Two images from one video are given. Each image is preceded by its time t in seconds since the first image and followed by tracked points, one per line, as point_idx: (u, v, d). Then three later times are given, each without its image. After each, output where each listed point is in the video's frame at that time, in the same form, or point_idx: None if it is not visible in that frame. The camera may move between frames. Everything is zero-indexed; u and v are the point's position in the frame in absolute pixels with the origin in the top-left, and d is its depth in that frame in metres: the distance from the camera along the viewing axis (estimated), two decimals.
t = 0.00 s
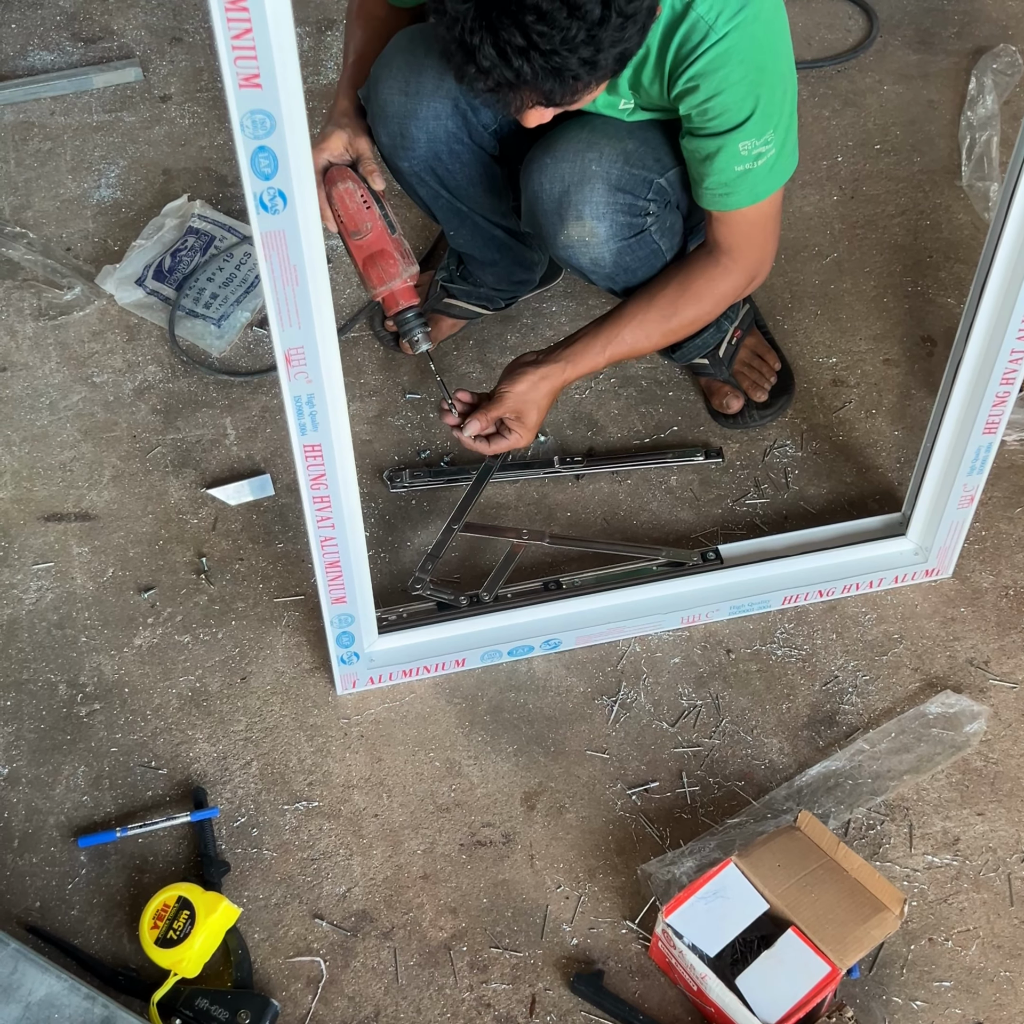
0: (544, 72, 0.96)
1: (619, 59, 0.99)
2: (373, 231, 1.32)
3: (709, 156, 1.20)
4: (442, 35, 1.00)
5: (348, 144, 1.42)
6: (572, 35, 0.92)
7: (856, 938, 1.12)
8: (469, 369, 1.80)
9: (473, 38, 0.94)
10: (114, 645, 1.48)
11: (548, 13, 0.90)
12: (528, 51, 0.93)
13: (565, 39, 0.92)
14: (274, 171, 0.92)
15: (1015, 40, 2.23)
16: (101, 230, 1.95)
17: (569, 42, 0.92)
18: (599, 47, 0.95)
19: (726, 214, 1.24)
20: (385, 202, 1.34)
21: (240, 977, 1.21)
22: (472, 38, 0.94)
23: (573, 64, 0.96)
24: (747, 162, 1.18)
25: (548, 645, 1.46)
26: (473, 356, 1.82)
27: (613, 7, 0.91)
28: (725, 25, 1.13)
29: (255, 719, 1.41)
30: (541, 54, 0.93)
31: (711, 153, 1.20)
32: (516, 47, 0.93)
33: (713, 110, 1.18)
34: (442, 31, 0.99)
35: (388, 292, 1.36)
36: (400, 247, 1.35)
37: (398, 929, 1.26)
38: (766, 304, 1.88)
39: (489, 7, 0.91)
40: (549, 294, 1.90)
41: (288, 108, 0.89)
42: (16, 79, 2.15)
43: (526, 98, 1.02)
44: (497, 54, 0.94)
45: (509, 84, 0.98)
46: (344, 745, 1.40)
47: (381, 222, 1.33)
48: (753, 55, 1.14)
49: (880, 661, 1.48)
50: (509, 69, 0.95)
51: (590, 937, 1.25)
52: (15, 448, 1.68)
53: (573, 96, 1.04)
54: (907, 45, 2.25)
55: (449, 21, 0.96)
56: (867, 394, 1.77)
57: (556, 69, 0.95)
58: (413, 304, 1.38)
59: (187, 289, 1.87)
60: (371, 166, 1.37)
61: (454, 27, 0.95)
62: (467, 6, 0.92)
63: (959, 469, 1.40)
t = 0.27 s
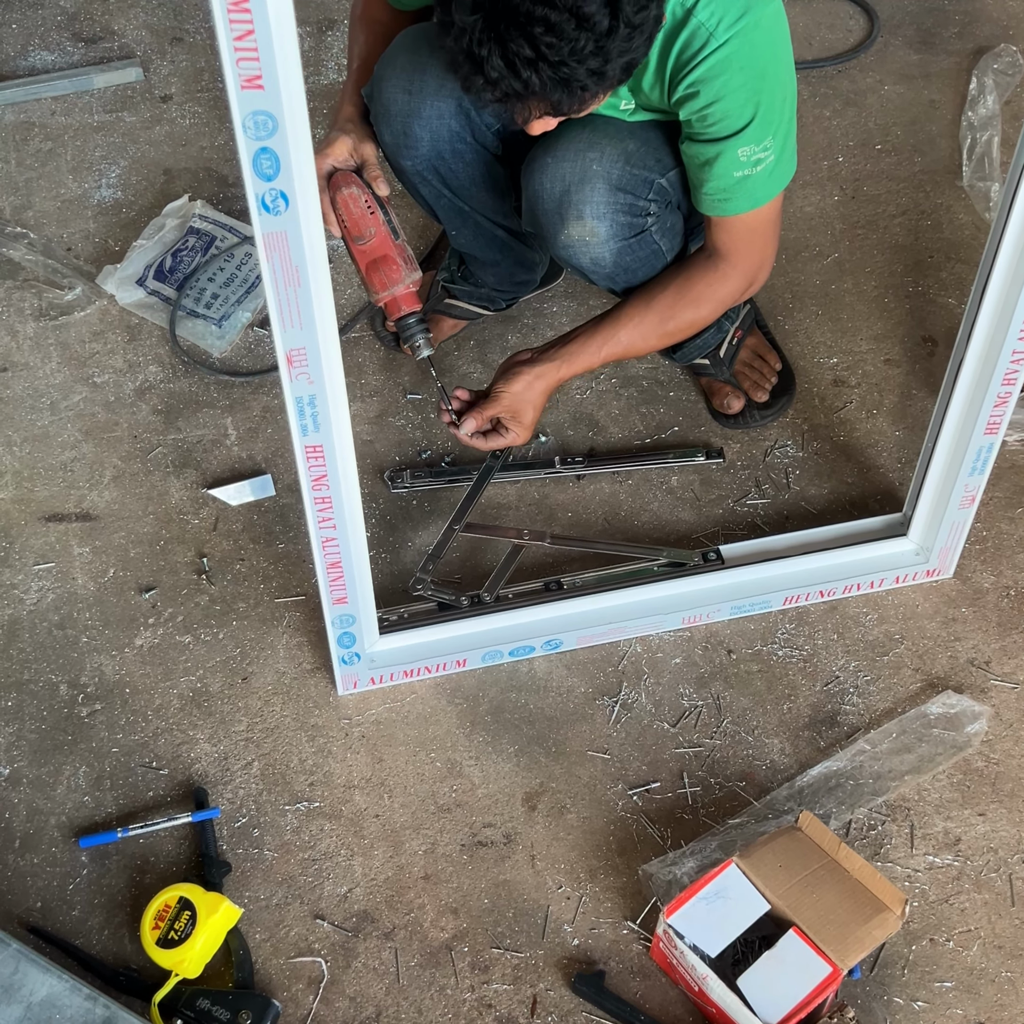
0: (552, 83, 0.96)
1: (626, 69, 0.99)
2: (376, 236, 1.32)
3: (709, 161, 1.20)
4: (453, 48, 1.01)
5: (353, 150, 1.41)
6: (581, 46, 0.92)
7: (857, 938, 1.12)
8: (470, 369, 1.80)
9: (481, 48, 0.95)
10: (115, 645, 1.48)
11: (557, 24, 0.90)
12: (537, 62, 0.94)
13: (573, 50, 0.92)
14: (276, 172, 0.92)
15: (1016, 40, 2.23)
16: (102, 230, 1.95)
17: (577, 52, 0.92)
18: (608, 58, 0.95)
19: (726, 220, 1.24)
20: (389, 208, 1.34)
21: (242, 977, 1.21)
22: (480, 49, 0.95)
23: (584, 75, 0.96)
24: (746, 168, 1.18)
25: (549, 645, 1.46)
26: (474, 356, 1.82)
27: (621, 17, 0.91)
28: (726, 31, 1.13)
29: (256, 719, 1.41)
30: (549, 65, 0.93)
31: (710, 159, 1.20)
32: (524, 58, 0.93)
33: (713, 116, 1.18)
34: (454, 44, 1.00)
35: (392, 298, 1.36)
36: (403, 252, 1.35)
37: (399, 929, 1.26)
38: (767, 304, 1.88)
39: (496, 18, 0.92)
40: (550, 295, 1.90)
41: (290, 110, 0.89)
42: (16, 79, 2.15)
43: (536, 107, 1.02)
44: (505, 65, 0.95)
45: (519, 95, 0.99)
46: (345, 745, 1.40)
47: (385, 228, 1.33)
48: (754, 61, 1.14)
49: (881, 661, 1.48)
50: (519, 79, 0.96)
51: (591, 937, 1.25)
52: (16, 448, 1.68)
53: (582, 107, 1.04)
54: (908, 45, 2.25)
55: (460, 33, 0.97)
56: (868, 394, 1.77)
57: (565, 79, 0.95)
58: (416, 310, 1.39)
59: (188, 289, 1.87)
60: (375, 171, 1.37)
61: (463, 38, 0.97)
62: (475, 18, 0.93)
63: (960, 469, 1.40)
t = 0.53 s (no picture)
0: (576, 95, 0.96)
1: (645, 67, 0.99)
2: (382, 237, 1.32)
3: (712, 161, 1.20)
4: (469, 75, 1.01)
5: (356, 152, 1.42)
6: (599, 56, 0.92)
7: (859, 939, 1.12)
8: (471, 369, 1.80)
9: (501, 73, 0.95)
10: (116, 646, 1.48)
11: (572, 38, 0.90)
12: (558, 78, 0.94)
13: (592, 61, 0.92)
14: (277, 173, 0.92)
15: (1016, 40, 2.23)
16: (103, 230, 1.95)
17: (596, 62, 0.93)
18: (627, 62, 0.95)
19: (732, 221, 1.24)
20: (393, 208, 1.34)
21: (243, 978, 1.21)
22: (500, 74, 0.95)
23: (604, 84, 0.96)
24: (751, 168, 1.18)
25: (551, 645, 1.45)
26: (475, 356, 1.81)
27: (635, 19, 0.91)
28: (729, 31, 1.13)
29: (258, 720, 1.41)
30: (570, 79, 0.94)
31: (714, 158, 1.20)
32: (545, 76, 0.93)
33: (716, 115, 1.18)
34: (470, 72, 1.00)
35: (397, 299, 1.37)
36: (408, 253, 1.36)
37: (401, 930, 1.26)
38: (768, 304, 1.88)
39: (512, 42, 0.92)
40: (550, 295, 1.90)
41: (292, 110, 0.89)
42: (16, 80, 2.15)
43: (561, 118, 1.02)
44: (527, 85, 0.95)
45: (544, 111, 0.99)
46: (346, 746, 1.39)
47: (390, 229, 1.33)
48: (757, 62, 1.14)
49: (883, 662, 1.48)
50: (544, 97, 0.96)
51: (593, 938, 1.25)
52: (17, 449, 1.68)
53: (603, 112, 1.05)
54: (908, 45, 2.25)
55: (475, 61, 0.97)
56: (869, 395, 1.76)
57: (586, 90, 0.96)
58: (421, 310, 1.39)
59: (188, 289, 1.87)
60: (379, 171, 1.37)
61: (480, 66, 0.97)
62: (490, 45, 0.93)
63: (962, 469, 1.40)
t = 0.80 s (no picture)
0: (592, 91, 0.95)
1: (654, 55, 0.98)
2: (380, 242, 1.34)
3: (728, 159, 1.21)
4: (485, 91, 1.01)
5: (355, 151, 1.40)
6: (610, 48, 0.92)
7: (860, 940, 1.12)
8: (470, 369, 1.79)
9: (515, 81, 0.95)
10: (116, 647, 1.48)
11: (581, 34, 0.90)
12: (573, 77, 0.93)
13: (604, 54, 0.92)
14: (277, 173, 0.92)
15: (1015, 40, 2.23)
16: (101, 230, 1.95)
17: (607, 55, 0.92)
18: (638, 50, 0.94)
19: (757, 213, 1.24)
20: (392, 212, 1.35)
21: (243, 979, 1.21)
22: (515, 82, 0.95)
23: (620, 75, 0.95)
24: (768, 162, 1.19)
25: (550, 646, 1.45)
26: (474, 356, 1.81)
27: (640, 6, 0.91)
28: (731, 29, 1.12)
29: (257, 720, 1.41)
30: (585, 75, 0.93)
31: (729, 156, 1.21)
32: (559, 76, 0.93)
33: (726, 114, 1.18)
34: (484, 84, 1.00)
35: (392, 301, 1.42)
36: (402, 257, 1.39)
37: (401, 931, 1.26)
38: (768, 304, 1.88)
39: (522, 48, 0.92)
40: (550, 295, 1.90)
41: (291, 110, 0.89)
42: (15, 80, 2.15)
43: (579, 118, 1.02)
44: (542, 89, 0.95)
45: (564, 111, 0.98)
46: (346, 747, 1.39)
47: (388, 233, 1.35)
48: (763, 57, 1.14)
49: (883, 662, 1.48)
50: (560, 97, 0.95)
51: (593, 939, 1.25)
52: (16, 450, 1.67)
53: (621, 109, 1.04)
54: (908, 45, 2.25)
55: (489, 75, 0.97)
56: (868, 394, 1.76)
57: (601, 86, 0.95)
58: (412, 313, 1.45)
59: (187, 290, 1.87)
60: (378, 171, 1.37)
61: (495, 80, 0.97)
62: (500, 56, 0.93)
63: (961, 470, 1.40)
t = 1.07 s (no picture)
0: (646, 62, 0.95)
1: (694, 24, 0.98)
2: (384, 252, 1.34)
3: (730, 161, 1.21)
4: (531, 95, 1.00)
5: (357, 159, 1.39)
6: (655, 15, 0.92)
7: (860, 939, 1.12)
8: (469, 369, 1.79)
9: (569, 73, 0.94)
10: (114, 647, 1.47)
11: (624, 9, 0.90)
12: (625, 53, 0.93)
13: (650, 21, 0.92)
14: (275, 172, 0.92)
15: (1013, 38, 2.22)
16: (99, 230, 1.94)
17: (654, 21, 0.92)
18: (680, 13, 0.94)
19: (761, 215, 1.24)
20: (395, 220, 1.35)
21: (243, 980, 1.21)
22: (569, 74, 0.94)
23: (670, 43, 0.95)
24: (770, 164, 1.19)
25: (550, 645, 1.45)
26: (473, 356, 1.81)
27: None
28: (733, 31, 1.11)
29: (257, 720, 1.41)
30: (637, 48, 0.93)
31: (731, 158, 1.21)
32: (611, 56, 0.92)
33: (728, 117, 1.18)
34: (532, 92, 0.99)
35: (396, 313, 1.41)
36: (407, 268, 1.39)
37: (401, 931, 1.26)
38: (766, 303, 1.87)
39: (569, 40, 0.92)
40: (548, 294, 1.89)
41: (289, 109, 0.88)
42: (12, 79, 2.14)
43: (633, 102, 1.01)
44: (597, 75, 0.94)
45: (622, 92, 0.98)
46: (345, 747, 1.39)
47: (392, 243, 1.35)
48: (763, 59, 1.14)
49: (883, 661, 1.48)
50: (616, 76, 0.95)
51: (593, 939, 1.25)
52: (14, 450, 1.67)
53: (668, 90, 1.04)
54: (906, 43, 2.25)
55: (540, 77, 0.96)
56: (867, 394, 1.76)
57: (651, 60, 0.95)
58: (417, 324, 1.44)
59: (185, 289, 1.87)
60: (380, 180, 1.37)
61: (548, 77, 0.95)
62: (546, 53, 0.93)
63: (960, 469, 1.40)
